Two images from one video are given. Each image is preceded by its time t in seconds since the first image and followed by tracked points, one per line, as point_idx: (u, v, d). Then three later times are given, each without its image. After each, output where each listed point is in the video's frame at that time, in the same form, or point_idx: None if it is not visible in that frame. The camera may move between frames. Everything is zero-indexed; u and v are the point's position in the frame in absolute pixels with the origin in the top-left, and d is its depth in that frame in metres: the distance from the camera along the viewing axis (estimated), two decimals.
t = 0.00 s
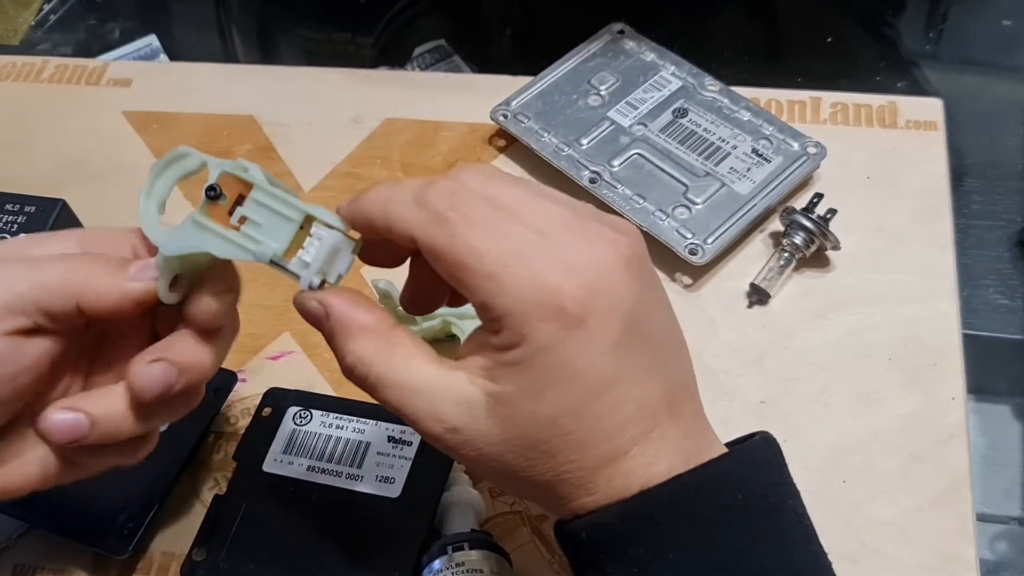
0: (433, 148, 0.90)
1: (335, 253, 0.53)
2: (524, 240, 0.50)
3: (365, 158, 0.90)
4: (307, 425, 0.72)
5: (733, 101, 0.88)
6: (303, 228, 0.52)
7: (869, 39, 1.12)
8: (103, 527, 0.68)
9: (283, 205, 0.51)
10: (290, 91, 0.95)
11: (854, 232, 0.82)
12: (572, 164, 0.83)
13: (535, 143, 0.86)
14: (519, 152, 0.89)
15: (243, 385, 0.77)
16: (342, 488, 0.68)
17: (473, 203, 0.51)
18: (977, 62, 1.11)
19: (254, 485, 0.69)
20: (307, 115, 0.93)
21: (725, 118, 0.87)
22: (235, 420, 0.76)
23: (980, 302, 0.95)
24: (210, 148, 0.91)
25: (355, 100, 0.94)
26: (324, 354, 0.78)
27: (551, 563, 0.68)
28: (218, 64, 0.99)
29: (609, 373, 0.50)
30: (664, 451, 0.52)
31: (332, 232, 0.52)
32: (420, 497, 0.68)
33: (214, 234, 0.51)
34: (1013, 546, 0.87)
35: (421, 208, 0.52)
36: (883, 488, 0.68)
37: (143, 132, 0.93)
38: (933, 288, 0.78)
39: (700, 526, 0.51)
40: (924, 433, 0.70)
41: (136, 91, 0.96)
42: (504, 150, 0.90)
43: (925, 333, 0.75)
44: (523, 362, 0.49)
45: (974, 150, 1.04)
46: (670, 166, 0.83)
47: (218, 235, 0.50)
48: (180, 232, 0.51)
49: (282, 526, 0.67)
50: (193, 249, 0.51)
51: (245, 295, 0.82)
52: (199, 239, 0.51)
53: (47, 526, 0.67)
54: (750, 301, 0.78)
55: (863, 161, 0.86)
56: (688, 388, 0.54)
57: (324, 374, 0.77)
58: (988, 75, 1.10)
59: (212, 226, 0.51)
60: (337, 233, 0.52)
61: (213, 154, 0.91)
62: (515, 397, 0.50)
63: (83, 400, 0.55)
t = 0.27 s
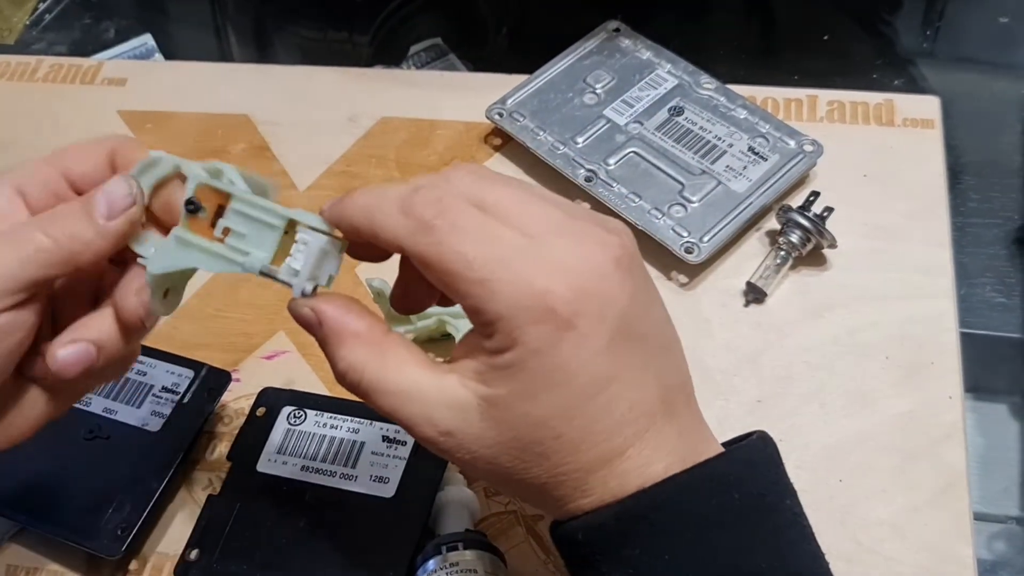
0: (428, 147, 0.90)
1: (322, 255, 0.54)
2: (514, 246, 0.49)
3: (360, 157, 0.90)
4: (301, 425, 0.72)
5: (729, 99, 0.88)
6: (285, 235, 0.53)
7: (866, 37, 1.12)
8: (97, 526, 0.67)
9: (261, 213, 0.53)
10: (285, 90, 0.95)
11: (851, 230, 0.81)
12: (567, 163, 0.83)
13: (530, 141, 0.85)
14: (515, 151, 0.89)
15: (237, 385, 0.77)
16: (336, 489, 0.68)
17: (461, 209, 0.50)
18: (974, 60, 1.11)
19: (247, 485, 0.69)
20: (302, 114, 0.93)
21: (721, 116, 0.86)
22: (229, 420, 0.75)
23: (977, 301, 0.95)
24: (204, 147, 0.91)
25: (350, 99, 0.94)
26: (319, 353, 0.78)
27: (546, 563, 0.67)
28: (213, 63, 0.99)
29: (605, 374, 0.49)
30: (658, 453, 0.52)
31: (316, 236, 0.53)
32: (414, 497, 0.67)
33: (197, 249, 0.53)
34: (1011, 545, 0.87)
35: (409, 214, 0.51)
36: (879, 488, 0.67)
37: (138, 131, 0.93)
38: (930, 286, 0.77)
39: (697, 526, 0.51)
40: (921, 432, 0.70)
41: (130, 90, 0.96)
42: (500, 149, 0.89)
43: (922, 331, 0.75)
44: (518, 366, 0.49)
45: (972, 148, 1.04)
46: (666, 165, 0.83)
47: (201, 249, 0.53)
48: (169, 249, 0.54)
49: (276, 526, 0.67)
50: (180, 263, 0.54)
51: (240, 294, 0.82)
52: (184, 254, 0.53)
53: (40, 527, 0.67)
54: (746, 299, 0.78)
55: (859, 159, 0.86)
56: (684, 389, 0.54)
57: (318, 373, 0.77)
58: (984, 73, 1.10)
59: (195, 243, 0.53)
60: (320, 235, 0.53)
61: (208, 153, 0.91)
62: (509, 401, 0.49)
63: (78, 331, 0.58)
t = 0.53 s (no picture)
0: (426, 144, 0.90)
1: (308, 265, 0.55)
2: (508, 216, 0.52)
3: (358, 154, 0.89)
4: (299, 421, 0.71)
5: (728, 95, 0.88)
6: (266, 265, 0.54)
7: (865, 34, 1.11)
8: (94, 523, 0.67)
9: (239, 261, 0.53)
10: (283, 87, 0.95)
11: (850, 226, 0.81)
12: (565, 159, 0.83)
13: (528, 138, 0.85)
14: (513, 147, 0.89)
15: (234, 382, 0.76)
16: (334, 486, 0.68)
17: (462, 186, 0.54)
18: (973, 57, 1.10)
19: (244, 482, 0.69)
20: (300, 111, 0.93)
21: (719, 113, 0.86)
22: (226, 417, 0.75)
23: (976, 297, 0.94)
24: (202, 144, 0.91)
25: (348, 96, 0.94)
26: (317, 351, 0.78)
27: (543, 560, 0.67)
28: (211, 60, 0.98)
29: (603, 344, 0.51)
30: (660, 430, 0.52)
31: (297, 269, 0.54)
32: (412, 494, 0.67)
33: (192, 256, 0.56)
34: (1011, 542, 0.86)
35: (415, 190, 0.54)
36: (878, 484, 0.67)
37: (135, 128, 0.92)
38: (929, 282, 0.77)
39: (695, 516, 0.51)
40: (920, 428, 0.70)
41: (128, 87, 0.96)
42: (498, 145, 0.89)
43: (921, 328, 0.75)
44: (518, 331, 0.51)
45: (971, 144, 1.04)
46: (665, 161, 0.82)
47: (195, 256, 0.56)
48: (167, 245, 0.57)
49: (273, 523, 0.66)
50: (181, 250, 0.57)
51: (238, 291, 0.81)
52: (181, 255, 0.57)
53: (36, 524, 0.67)
54: (745, 296, 0.77)
55: (858, 155, 0.86)
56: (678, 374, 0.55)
57: (316, 370, 0.77)
58: (983, 70, 1.09)
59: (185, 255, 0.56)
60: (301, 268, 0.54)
61: (206, 150, 0.90)
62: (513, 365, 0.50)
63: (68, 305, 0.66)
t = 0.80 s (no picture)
0: (425, 142, 0.90)
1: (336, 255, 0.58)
2: (511, 201, 0.56)
3: (356, 152, 0.89)
4: (297, 419, 0.71)
5: (727, 92, 0.87)
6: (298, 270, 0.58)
7: (865, 32, 1.11)
8: (93, 521, 0.67)
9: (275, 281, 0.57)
10: (282, 85, 0.95)
11: (849, 224, 0.81)
12: (565, 156, 0.83)
13: (528, 135, 0.85)
14: (512, 145, 0.89)
15: (233, 380, 0.76)
16: (333, 483, 0.68)
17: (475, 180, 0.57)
18: (972, 54, 1.10)
19: (243, 480, 0.69)
20: (299, 109, 0.93)
21: (719, 110, 0.86)
22: (225, 415, 0.75)
23: (976, 295, 0.94)
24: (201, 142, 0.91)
25: (347, 93, 0.94)
26: (316, 348, 0.78)
27: (543, 557, 0.67)
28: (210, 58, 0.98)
29: (604, 323, 0.53)
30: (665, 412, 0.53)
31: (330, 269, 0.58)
32: (411, 491, 0.67)
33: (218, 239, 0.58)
34: (1011, 540, 0.86)
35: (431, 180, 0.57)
36: (878, 481, 0.67)
37: (134, 127, 0.92)
38: (929, 279, 0.77)
39: (705, 505, 0.51)
40: (920, 425, 0.70)
41: (126, 85, 0.96)
42: (497, 143, 0.89)
43: (920, 325, 0.75)
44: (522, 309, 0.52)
45: (971, 142, 1.04)
46: (664, 158, 0.82)
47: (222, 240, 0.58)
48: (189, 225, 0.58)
49: (272, 520, 0.66)
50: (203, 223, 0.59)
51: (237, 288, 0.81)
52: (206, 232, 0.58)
53: (35, 522, 0.67)
54: (745, 293, 0.77)
55: (858, 152, 0.86)
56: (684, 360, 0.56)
57: (314, 368, 0.77)
58: (982, 68, 1.09)
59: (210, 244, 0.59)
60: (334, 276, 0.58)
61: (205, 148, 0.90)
62: (515, 342, 0.52)
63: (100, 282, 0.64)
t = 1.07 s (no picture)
0: (425, 142, 0.90)
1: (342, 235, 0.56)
2: (508, 203, 0.56)
3: (357, 152, 0.89)
4: (298, 419, 0.71)
5: (727, 93, 0.88)
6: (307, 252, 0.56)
7: (865, 32, 1.11)
8: (93, 520, 0.67)
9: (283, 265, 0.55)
10: (282, 85, 0.95)
11: (849, 223, 0.81)
12: (565, 156, 0.83)
13: (528, 135, 0.85)
14: (512, 145, 0.89)
15: (233, 379, 0.76)
16: (333, 482, 0.68)
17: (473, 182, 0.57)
18: (972, 55, 1.10)
19: (244, 479, 0.69)
20: (299, 109, 0.93)
21: (719, 110, 0.86)
22: (225, 415, 0.75)
23: (976, 295, 0.94)
24: (201, 142, 0.91)
25: (348, 93, 0.94)
26: (316, 348, 0.78)
27: (543, 556, 0.67)
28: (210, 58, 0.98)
29: (602, 324, 0.53)
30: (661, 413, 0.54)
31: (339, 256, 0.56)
32: (411, 490, 0.67)
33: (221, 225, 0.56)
34: (1011, 540, 0.86)
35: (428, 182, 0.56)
36: (878, 481, 0.67)
37: (134, 127, 0.92)
38: (929, 279, 0.77)
39: (710, 502, 0.51)
40: (920, 424, 0.70)
41: (127, 85, 0.96)
42: (497, 143, 0.89)
43: (920, 325, 0.75)
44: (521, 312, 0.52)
45: (971, 142, 1.04)
46: (664, 158, 0.83)
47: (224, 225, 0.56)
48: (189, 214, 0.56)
49: (272, 520, 0.66)
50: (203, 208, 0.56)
51: (237, 288, 0.81)
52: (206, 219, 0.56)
53: (35, 521, 0.67)
54: (745, 292, 0.77)
55: (858, 152, 0.86)
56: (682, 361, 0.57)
57: (314, 368, 0.77)
58: (982, 68, 1.09)
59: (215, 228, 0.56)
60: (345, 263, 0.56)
61: (205, 148, 0.90)
62: (515, 343, 0.52)
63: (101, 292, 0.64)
